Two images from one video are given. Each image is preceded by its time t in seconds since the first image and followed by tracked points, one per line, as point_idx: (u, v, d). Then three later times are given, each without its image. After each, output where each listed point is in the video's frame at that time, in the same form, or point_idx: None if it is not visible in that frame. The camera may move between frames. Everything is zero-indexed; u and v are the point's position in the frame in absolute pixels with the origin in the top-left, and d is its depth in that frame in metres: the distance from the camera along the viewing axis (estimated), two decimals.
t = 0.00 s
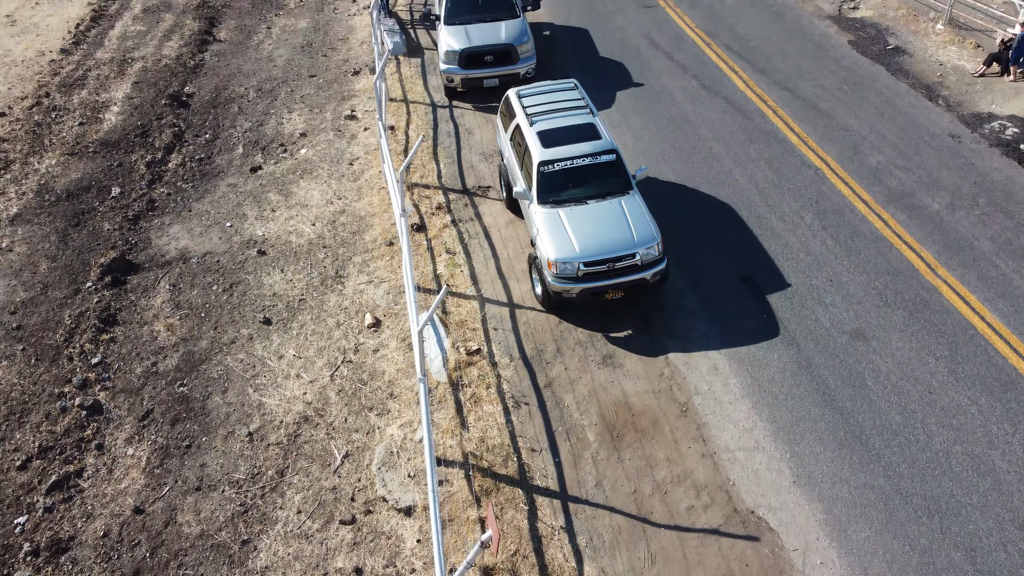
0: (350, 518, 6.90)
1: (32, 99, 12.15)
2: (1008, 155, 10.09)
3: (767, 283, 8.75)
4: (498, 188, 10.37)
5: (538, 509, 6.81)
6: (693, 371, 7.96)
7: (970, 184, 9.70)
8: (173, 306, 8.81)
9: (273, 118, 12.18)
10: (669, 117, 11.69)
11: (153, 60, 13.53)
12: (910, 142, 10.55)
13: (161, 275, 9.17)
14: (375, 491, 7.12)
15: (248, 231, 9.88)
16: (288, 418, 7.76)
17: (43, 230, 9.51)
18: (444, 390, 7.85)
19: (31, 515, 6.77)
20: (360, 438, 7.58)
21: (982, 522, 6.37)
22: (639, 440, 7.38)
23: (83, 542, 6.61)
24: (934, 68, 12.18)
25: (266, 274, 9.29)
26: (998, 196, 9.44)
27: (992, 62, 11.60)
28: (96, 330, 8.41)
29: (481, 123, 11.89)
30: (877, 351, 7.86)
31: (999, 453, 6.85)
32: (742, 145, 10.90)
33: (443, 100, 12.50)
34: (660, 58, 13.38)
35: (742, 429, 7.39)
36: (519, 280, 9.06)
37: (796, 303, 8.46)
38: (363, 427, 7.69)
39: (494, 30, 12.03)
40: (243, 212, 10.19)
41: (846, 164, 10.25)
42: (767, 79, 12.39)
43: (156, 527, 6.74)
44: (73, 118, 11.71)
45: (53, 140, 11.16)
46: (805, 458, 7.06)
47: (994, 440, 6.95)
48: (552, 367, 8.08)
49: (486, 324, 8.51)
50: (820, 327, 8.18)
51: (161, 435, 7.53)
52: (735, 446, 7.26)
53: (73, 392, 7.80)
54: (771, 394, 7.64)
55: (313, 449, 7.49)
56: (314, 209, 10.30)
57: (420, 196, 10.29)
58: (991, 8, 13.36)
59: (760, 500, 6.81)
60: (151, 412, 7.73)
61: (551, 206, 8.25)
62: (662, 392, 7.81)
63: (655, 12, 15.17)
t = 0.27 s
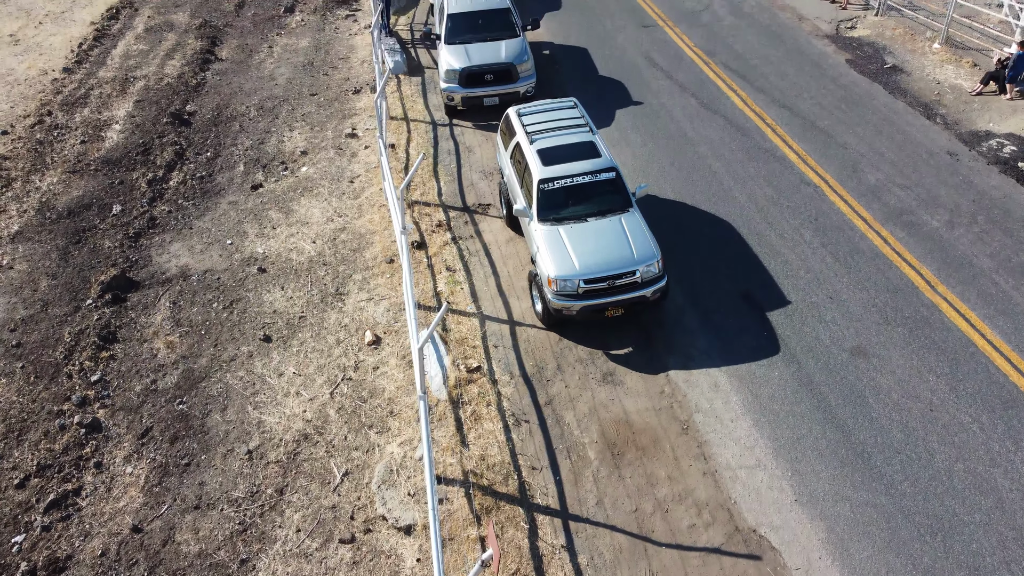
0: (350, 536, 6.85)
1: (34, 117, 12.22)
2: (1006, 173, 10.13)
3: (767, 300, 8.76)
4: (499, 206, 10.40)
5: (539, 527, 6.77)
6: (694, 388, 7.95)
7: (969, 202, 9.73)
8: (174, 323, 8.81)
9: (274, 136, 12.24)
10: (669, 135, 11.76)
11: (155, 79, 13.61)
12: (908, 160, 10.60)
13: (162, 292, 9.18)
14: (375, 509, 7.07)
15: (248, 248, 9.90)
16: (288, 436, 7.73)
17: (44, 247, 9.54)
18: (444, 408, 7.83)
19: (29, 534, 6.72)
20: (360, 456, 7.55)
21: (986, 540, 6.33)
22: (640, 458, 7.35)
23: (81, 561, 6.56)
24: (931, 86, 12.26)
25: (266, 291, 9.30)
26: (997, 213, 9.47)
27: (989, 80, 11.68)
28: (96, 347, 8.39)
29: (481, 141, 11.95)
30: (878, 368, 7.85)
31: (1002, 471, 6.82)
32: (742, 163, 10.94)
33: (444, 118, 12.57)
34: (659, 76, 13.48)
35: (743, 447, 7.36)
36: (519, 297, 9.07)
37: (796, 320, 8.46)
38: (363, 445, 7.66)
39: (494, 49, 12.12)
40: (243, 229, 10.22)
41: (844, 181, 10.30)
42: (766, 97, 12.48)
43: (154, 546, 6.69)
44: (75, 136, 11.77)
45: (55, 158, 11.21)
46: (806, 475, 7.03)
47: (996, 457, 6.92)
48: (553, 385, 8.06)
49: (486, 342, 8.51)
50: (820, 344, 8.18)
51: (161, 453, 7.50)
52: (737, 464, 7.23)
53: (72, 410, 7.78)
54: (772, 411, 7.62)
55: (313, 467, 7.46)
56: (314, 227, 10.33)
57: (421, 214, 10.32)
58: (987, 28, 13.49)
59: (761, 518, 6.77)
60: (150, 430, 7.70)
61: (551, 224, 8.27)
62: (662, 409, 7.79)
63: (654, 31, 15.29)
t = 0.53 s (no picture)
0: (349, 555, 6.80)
1: (36, 136, 12.29)
2: (1005, 191, 10.17)
3: (767, 317, 8.77)
4: (499, 224, 10.43)
5: (540, 546, 6.73)
6: (694, 406, 7.93)
7: (968, 219, 9.76)
8: (173, 340, 8.81)
9: (275, 154, 12.30)
10: (668, 152, 11.82)
11: (157, 97, 13.70)
12: (906, 177, 10.65)
13: (162, 310, 9.18)
14: (375, 528, 7.02)
15: (249, 265, 9.91)
16: (287, 453, 7.69)
17: (45, 265, 9.56)
18: (444, 425, 7.81)
19: (26, 553, 6.67)
20: (360, 474, 7.51)
21: (989, 559, 6.29)
22: (641, 476, 7.32)
23: None
24: (929, 105, 12.34)
25: (267, 309, 9.30)
26: (996, 230, 9.50)
27: (987, 99, 11.75)
28: (95, 364, 8.38)
29: (482, 159, 12.01)
30: (878, 385, 7.84)
31: (1005, 489, 6.78)
32: (741, 180, 11.00)
33: (444, 136, 12.64)
34: (658, 94, 13.58)
35: (744, 464, 7.33)
36: (519, 315, 9.07)
37: (796, 337, 8.46)
38: (363, 463, 7.62)
39: (494, 68, 12.20)
40: (244, 247, 10.23)
41: (843, 199, 10.35)
42: (764, 115, 12.56)
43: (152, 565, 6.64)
44: (76, 154, 11.83)
45: (56, 176, 11.26)
46: (808, 493, 7.00)
47: (999, 475, 6.89)
48: (553, 403, 8.04)
49: (487, 359, 8.50)
50: (821, 361, 8.17)
51: (159, 471, 7.46)
52: (738, 482, 7.20)
53: (70, 428, 7.75)
54: (773, 429, 7.60)
55: (313, 484, 7.42)
56: (315, 244, 10.35)
57: (421, 231, 10.35)
58: (984, 47, 13.61)
59: (763, 536, 6.73)
60: (149, 447, 7.67)
61: (551, 241, 8.29)
62: (663, 427, 7.77)
63: (653, 49, 15.42)
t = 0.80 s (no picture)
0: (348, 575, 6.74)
1: (37, 154, 12.35)
2: (1003, 208, 10.20)
3: (767, 334, 8.77)
4: (498, 241, 10.45)
5: (540, 566, 6.67)
6: (694, 424, 7.91)
7: (967, 236, 9.78)
8: (172, 357, 8.79)
9: (275, 171, 12.35)
10: (667, 170, 11.88)
11: (158, 115, 13.78)
12: (904, 195, 10.69)
13: (161, 327, 9.18)
14: (373, 546, 6.96)
15: (248, 283, 9.92)
16: (285, 471, 7.66)
17: (44, 282, 9.57)
18: (443, 443, 7.77)
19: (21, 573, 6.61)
20: (359, 493, 7.47)
21: None
22: (641, 494, 7.28)
23: None
24: (927, 123, 12.42)
25: (266, 326, 9.30)
26: (995, 248, 9.52)
27: (984, 117, 11.82)
28: (93, 382, 8.36)
29: (481, 176, 12.07)
30: (879, 403, 7.83)
31: (1008, 508, 6.74)
32: (740, 198, 11.04)
33: (444, 154, 12.70)
34: (657, 112, 13.67)
35: (745, 483, 7.29)
36: (519, 332, 9.06)
37: (796, 354, 8.46)
38: (362, 482, 7.58)
39: (494, 86, 12.29)
40: (244, 264, 10.25)
41: (842, 216, 10.38)
42: (763, 133, 12.64)
43: None
44: (77, 172, 11.87)
45: (57, 193, 11.30)
46: (810, 512, 6.95)
47: (1001, 494, 6.85)
48: (553, 421, 8.01)
49: (486, 377, 8.48)
50: (821, 378, 8.16)
51: (157, 489, 7.41)
52: (739, 500, 7.16)
53: (68, 445, 7.71)
54: (774, 447, 7.57)
55: (311, 503, 7.37)
56: (315, 261, 10.37)
57: (421, 248, 10.37)
58: (980, 65, 13.72)
59: (765, 555, 6.68)
60: (147, 465, 7.62)
61: (551, 258, 8.31)
62: (663, 445, 7.74)
63: (651, 68, 15.54)
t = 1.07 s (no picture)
0: None
1: (38, 172, 12.39)
2: (1001, 225, 10.23)
3: (766, 351, 8.77)
4: (498, 259, 10.47)
5: None
6: (695, 442, 7.87)
7: (965, 254, 9.80)
8: (171, 375, 8.78)
9: (275, 189, 12.39)
10: (666, 187, 11.93)
11: (159, 133, 13.85)
12: (903, 212, 10.73)
13: (160, 344, 9.16)
14: (372, 566, 6.90)
15: (248, 300, 9.92)
16: (284, 490, 7.61)
17: (44, 299, 9.57)
18: (442, 461, 7.73)
19: None
20: (357, 511, 7.41)
21: None
22: (641, 513, 7.23)
23: None
24: (924, 141, 12.49)
25: (265, 343, 9.29)
26: (994, 265, 9.54)
27: (981, 135, 11.90)
28: (91, 399, 8.32)
29: (481, 194, 12.11)
30: (880, 420, 7.80)
31: (1011, 527, 6.68)
32: (738, 214, 11.08)
33: (444, 171, 12.76)
34: (656, 130, 13.76)
35: (746, 502, 7.24)
36: (518, 350, 9.04)
37: (796, 372, 8.44)
38: (360, 500, 7.53)
39: (494, 104, 12.37)
40: (243, 282, 10.26)
41: (840, 233, 10.41)
42: (761, 151, 12.71)
43: None
44: (77, 190, 11.91)
45: (57, 211, 11.34)
46: (812, 530, 6.90)
47: (1004, 512, 6.81)
48: (552, 439, 7.98)
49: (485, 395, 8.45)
50: (822, 395, 8.14)
51: (154, 507, 7.36)
52: (740, 519, 7.10)
53: (65, 464, 7.67)
54: (775, 465, 7.53)
55: (309, 521, 7.31)
56: (314, 278, 10.38)
57: (420, 265, 10.38)
58: (976, 84, 13.82)
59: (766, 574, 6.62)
60: (144, 484, 7.57)
61: (550, 276, 8.31)
62: (663, 464, 7.70)
63: (650, 86, 15.66)
